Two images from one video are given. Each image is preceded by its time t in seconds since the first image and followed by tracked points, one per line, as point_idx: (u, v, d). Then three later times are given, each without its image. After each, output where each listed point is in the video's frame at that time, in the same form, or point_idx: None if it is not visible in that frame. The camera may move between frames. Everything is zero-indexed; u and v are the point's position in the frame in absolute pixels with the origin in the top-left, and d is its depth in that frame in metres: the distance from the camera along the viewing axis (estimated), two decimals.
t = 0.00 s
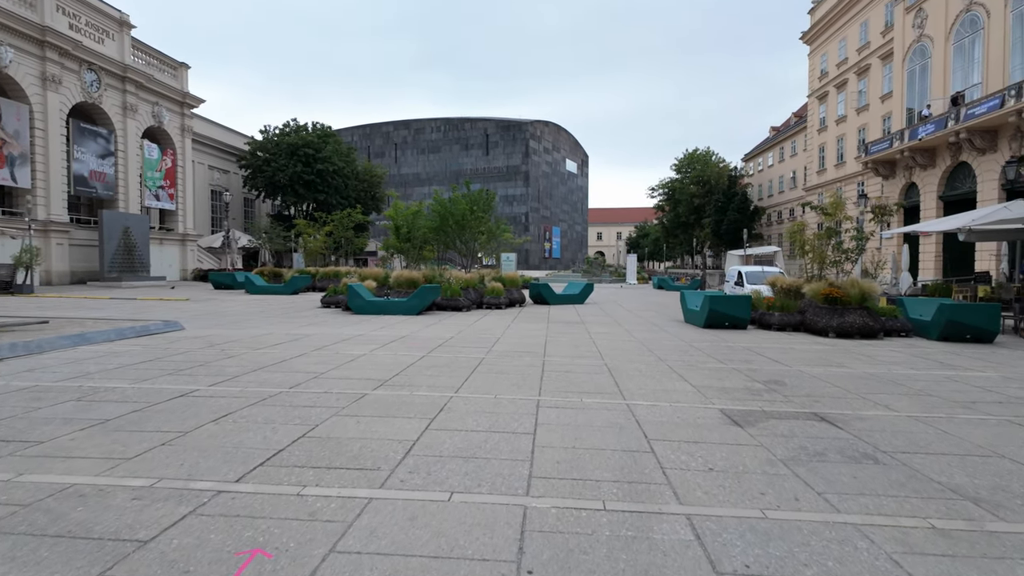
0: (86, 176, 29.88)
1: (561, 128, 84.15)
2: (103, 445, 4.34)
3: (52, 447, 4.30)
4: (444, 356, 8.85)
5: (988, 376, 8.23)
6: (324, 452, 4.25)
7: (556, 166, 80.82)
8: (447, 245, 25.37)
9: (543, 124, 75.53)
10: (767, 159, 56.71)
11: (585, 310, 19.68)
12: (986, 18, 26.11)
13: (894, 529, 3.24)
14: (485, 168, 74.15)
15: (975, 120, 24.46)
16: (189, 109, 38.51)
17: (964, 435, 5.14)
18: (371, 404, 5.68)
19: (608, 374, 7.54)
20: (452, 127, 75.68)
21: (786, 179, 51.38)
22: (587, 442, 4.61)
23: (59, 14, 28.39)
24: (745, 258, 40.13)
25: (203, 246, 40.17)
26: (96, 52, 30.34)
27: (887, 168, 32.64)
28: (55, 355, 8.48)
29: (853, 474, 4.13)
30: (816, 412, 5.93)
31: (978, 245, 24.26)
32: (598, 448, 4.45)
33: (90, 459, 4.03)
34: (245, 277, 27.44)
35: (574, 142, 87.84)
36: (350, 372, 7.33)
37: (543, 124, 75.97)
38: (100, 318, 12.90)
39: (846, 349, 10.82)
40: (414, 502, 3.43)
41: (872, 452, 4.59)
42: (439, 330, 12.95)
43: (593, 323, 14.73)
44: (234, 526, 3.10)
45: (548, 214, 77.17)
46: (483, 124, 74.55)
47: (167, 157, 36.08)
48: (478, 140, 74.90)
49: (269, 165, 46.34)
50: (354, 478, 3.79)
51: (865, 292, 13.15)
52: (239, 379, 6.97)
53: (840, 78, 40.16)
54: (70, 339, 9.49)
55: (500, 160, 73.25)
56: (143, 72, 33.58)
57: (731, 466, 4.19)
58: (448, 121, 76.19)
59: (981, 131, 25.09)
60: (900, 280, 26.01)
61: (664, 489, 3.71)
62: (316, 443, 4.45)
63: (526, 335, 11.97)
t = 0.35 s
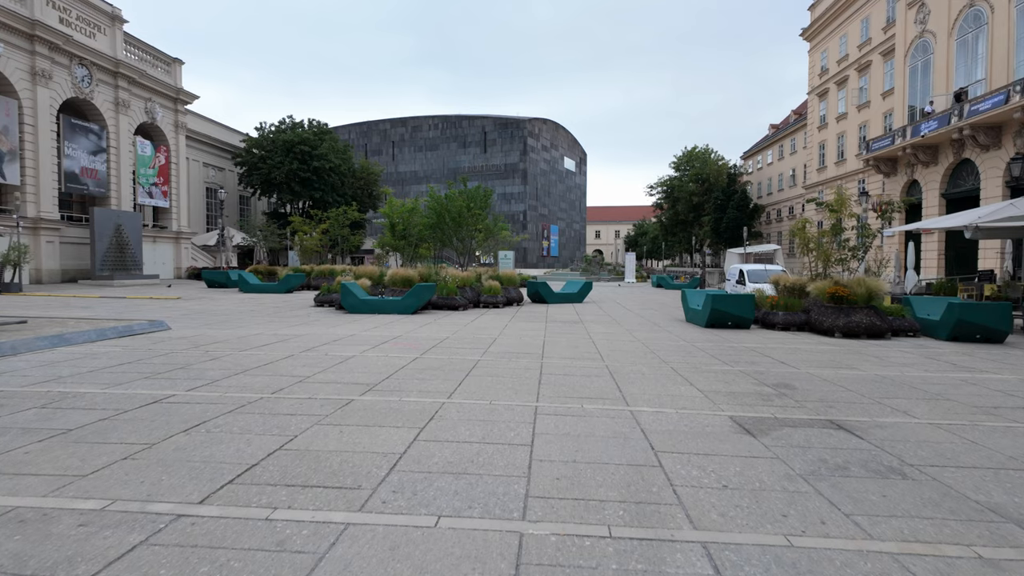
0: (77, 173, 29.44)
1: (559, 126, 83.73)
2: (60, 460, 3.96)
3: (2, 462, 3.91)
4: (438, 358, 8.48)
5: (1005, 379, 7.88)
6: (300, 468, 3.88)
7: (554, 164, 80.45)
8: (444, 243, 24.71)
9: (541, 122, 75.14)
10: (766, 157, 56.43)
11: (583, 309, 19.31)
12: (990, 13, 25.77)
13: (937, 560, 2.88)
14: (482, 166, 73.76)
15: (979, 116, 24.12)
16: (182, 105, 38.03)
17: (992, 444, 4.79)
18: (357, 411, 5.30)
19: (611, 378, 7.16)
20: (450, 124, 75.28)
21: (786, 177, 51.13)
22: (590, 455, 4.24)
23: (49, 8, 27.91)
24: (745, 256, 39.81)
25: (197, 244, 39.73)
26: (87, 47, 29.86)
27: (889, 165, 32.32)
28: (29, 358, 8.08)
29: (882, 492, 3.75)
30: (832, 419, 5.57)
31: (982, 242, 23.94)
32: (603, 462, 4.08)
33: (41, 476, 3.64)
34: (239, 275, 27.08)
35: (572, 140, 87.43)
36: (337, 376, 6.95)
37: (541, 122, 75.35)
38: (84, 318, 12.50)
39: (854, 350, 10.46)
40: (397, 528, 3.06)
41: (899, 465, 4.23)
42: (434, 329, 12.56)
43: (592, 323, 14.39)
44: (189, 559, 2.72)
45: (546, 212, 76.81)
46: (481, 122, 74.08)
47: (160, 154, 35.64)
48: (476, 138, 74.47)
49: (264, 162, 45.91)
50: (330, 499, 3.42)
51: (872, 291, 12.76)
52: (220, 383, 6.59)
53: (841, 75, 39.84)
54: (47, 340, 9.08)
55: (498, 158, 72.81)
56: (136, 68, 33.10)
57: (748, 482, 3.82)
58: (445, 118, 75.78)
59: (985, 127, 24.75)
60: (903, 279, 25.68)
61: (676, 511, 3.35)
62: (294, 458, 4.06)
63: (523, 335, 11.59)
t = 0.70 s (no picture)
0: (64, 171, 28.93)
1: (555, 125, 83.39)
2: (1, 484, 3.56)
3: None
4: (428, 364, 8.10)
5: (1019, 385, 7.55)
6: (268, 493, 3.50)
7: (550, 163, 80.12)
8: (438, 243, 24.25)
9: (537, 121, 74.79)
10: (763, 156, 56.23)
11: (579, 310, 18.95)
12: (989, 10, 25.54)
13: None
14: (478, 165, 73.36)
15: (979, 114, 23.87)
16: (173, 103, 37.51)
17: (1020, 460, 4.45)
18: (336, 425, 4.92)
19: (609, 385, 6.81)
20: (445, 123, 74.82)
21: (782, 176, 50.92)
22: (587, 476, 3.88)
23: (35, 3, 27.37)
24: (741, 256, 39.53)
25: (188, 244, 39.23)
26: (75, 43, 29.31)
27: (887, 165, 32.10)
28: None
29: (910, 518, 3.40)
30: (844, 431, 5.23)
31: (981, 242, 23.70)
32: (601, 484, 3.72)
33: None
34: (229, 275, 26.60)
35: (568, 140, 87.09)
36: (319, 385, 6.57)
37: (537, 121, 75.12)
38: (64, 320, 12.06)
39: (859, 353, 10.13)
40: (369, 568, 2.69)
41: (925, 486, 3.88)
42: (426, 332, 12.17)
43: (588, 325, 14.04)
44: None
45: (542, 212, 76.43)
46: (476, 121, 73.67)
47: (150, 152, 35.14)
48: (471, 137, 74.05)
49: (257, 161, 45.42)
50: (297, 531, 3.04)
51: (875, 292, 12.49)
52: (194, 392, 6.19)
53: (838, 74, 39.62)
54: (18, 345, 8.64)
55: (493, 157, 72.41)
56: (125, 64, 32.57)
57: (761, 508, 3.46)
58: (440, 117, 75.32)
59: (984, 126, 24.51)
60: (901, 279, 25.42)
61: (684, 545, 2.99)
62: (262, 481, 3.68)
63: (518, 338, 11.21)
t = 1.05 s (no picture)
0: (53, 170, 28.49)
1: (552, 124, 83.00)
2: None
3: None
4: (418, 369, 7.72)
5: None
6: (223, 525, 3.10)
7: (547, 162, 79.75)
8: (433, 242, 23.88)
9: (534, 120, 74.37)
10: (761, 155, 55.95)
11: (576, 310, 18.60)
12: (990, 7, 25.24)
13: None
14: (475, 164, 72.94)
15: (981, 112, 23.56)
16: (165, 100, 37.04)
17: None
18: (312, 439, 4.54)
19: (607, 392, 6.44)
20: (442, 122, 74.39)
21: (781, 176, 50.63)
22: (583, 499, 3.52)
23: None
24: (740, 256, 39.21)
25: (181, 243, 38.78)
26: (64, 40, 28.81)
27: (887, 163, 31.81)
28: None
29: (943, 549, 3.04)
30: (859, 444, 4.87)
31: (983, 242, 23.40)
32: (599, 510, 3.35)
33: None
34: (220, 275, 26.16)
35: (565, 139, 86.66)
36: (300, 393, 6.19)
37: (534, 120, 74.76)
38: (43, 323, 11.65)
39: (865, 357, 9.78)
40: None
41: (955, 509, 3.52)
42: (417, 334, 11.78)
43: (586, 326, 13.68)
44: None
45: (539, 211, 76.05)
46: (473, 120, 73.23)
47: (142, 151, 34.69)
48: (468, 136, 73.60)
49: (251, 160, 44.95)
50: (254, 568, 2.68)
51: (880, 293, 12.21)
52: (166, 401, 5.82)
53: (837, 72, 39.31)
54: None
55: (490, 156, 71.96)
56: (115, 61, 32.07)
57: (778, 537, 3.10)
58: (437, 116, 74.89)
59: (986, 124, 24.20)
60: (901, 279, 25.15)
61: None
62: (222, 508, 3.30)
63: (513, 341, 10.85)
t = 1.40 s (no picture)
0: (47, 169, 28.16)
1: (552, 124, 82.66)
2: None
3: None
4: (410, 373, 7.35)
5: None
6: (177, 557, 2.75)
7: (547, 162, 79.41)
8: (430, 241, 23.41)
9: (534, 120, 74.05)
10: (762, 155, 55.64)
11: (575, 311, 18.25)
12: (996, 3, 24.88)
13: None
14: (475, 164, 72.61)
15: (987, 110, 23.19)
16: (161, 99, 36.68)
17: None
18: (289, 452, 4.21)
19: (610, 398, 6.09)
20: (441, 122, 74.02)
21: (782, 175, 50.30)
22: (583, 522, 3.17)
23: None
24: (742, 256, 38.86)
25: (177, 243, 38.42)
26: (57, 37, 28.44)
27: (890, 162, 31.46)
28: None
29: None
30: (881, 456, 4.52)
31: (989, 241, 23.04)
32: (601, 536, 3.01)
33: None
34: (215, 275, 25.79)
35: (564, 139, 86.29)
36: (283, 400, 5.82)
37: (534, 119, 74.41)
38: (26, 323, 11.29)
39: (876, 360, 9.42)
40: None
41: (998, 534, 3.16)
42: (412, 335, 11.42)
43: (586, 327, 13.32)
44: None
45: (539, 211, 75.72)
46: (473, 120, 72.86)
47: (137, 149, 34.35)
48: (467, 136, 73.27)
49: (249, 159, 44.61)
50: None
51: (889, 293, 11.82)
52: (139, 409, 5.46)
53: (839, 70, 38.95)
54: None
55: (490, 156, 71.59)
56: (110, 59, 31.70)
57: (803, 568, 2.75)
58: (436, 116, 74.52)
59: (992, 122, 23.84)
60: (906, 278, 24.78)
61: None
62: (179, 533, 2.95)
63: (511, 343, 10.49)
